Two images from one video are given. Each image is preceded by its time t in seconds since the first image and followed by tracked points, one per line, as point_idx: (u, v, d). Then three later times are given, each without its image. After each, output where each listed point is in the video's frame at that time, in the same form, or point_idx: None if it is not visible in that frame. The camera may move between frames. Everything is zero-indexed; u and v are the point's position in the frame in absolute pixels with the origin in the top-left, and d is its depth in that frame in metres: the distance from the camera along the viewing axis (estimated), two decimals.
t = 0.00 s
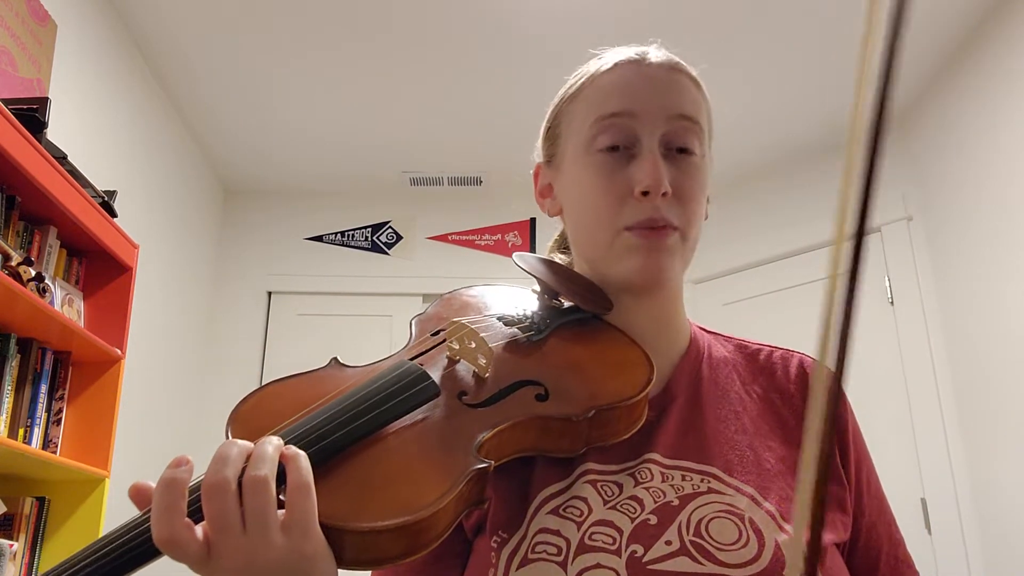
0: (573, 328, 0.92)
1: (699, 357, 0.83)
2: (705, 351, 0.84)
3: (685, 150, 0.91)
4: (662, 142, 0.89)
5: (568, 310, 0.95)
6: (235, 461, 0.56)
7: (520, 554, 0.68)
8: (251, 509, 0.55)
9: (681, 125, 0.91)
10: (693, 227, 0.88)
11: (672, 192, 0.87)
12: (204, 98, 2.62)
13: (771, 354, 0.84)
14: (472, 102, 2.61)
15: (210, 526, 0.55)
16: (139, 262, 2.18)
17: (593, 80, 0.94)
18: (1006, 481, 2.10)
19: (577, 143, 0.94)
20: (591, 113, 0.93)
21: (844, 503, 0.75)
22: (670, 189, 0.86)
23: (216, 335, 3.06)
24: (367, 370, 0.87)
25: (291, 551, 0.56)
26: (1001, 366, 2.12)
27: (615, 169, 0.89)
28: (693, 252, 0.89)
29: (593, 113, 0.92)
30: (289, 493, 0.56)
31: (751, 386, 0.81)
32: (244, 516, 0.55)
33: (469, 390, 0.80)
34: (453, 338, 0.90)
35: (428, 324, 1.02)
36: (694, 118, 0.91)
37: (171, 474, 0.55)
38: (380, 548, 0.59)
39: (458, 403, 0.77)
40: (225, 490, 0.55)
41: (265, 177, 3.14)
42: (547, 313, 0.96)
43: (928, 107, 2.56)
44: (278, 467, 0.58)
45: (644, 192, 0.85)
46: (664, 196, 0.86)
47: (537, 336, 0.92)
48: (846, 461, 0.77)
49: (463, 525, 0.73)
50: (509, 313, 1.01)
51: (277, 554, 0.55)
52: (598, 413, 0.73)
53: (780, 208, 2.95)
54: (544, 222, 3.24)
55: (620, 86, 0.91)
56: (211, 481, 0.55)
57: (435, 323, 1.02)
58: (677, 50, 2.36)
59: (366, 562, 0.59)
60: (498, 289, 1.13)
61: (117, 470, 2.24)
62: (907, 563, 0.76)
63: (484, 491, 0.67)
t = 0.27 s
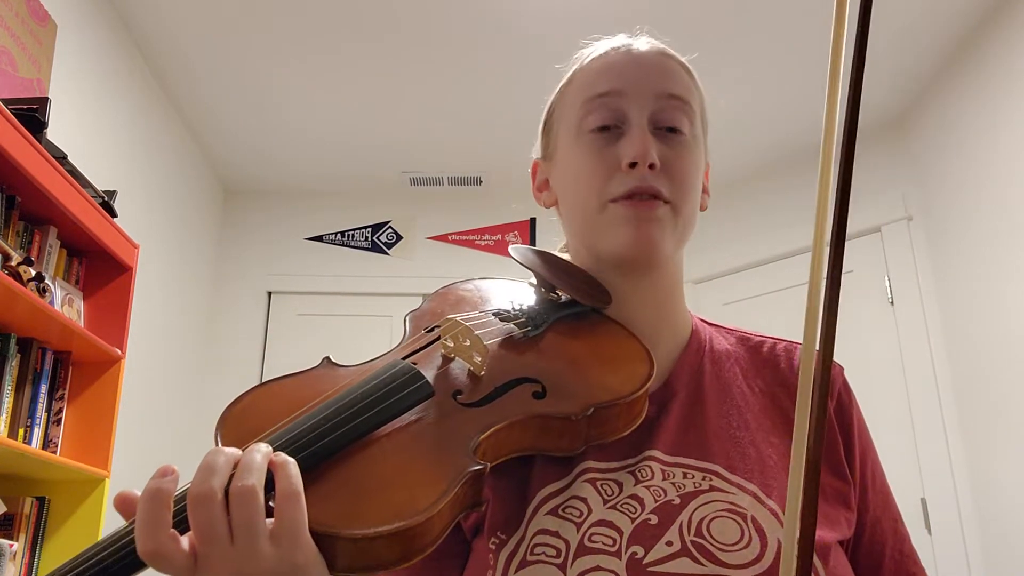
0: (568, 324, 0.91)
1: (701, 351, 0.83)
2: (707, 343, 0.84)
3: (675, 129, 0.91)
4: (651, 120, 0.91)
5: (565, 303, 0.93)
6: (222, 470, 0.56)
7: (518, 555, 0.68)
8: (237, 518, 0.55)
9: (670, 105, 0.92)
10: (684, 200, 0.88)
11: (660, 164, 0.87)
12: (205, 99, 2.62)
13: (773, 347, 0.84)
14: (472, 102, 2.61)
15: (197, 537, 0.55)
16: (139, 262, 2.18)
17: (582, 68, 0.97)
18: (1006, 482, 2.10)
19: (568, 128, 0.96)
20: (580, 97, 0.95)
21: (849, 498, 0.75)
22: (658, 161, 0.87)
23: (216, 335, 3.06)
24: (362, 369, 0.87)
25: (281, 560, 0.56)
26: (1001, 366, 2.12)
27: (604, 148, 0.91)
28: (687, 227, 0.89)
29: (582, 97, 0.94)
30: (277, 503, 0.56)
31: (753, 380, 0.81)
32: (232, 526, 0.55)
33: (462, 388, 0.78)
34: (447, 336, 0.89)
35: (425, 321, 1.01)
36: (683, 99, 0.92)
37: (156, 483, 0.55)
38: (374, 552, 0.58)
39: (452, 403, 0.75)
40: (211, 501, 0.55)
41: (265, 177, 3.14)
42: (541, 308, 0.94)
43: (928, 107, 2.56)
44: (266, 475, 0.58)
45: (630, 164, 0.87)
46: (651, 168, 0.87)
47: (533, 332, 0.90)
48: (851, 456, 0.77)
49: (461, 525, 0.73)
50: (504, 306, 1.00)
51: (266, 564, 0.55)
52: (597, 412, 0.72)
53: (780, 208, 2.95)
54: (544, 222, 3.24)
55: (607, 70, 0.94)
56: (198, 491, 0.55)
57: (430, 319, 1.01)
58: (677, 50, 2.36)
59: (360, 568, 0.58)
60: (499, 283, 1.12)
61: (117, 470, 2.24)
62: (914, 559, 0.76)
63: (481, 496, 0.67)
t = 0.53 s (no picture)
0: (566, 320, 0.91)
1: (704, 349, 0.83)
2: (710, 342, 0.84)
3: (677, 127, 0.91)
4: (653, 118, 0.91)
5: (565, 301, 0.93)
6: (210, 448, 0.54)
7: (520, 550, 0.68)
8: (223, 498, 0.54)
9: (673, 103, 0.92)
10: (687, 196, 0.88)
11: (662, 160, 0.87)
12: (205, 99, 2.62)
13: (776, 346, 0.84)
14: (472, 102, 2.61)
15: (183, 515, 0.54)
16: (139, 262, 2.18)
17: (585, 68, 0.97)
18: (1006, 482, 2.10)
19: (570, 127, 0.96)
20: (582, 96, 0.95)
21: (852, 497, 0.74)
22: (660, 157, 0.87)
23: (216, 335, 3.06)
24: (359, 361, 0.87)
25: (270, 541, 0.54)
26: (1000, 367, 2.13)
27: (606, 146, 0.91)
28: (691, 224, 0.89)
29: (584, 96, 0.95)
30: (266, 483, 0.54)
31: (755, 379, 0.81)
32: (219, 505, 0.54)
33: (458, 378, 0.78)
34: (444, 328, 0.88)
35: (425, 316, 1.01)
36: (686, 97, 0.93)
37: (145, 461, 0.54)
38: (363, 536, 0.56)
39: (448, 393, 0.74)
40: (197, 480, 0.53)
41: (265, 177, 3.14)
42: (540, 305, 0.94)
43: (928, 107, 2.56)
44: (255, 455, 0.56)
45: (632, 160, 0.87)
46: (653, 164, 0.87)
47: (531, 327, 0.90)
48: (853, 454, 0.77)
49: (464, 519, 0.74)
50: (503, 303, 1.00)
51: (255, 544, 0.54)
52: (593, 402, 0.73)
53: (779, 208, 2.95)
54: (544, 222, 3.24)
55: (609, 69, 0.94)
56: (184, 469, 0.53)
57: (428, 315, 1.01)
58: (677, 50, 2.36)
59: (348, 553, 0.57)
60: (500, 283, 1.12)
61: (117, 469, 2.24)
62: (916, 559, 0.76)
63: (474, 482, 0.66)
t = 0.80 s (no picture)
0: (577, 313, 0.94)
1: (708, 355, 0.82)
2: (713, 351, 0.83)
3: (678, 131, 0.91)
4: (654, 122, 0.91)
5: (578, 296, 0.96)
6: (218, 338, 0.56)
7: (530, 543, 0.68)
8: (224, 384, 0.55)
9: (674, 108, 0.92)
10: (688, 197, 0.87)
11: (662, 163, 0.87)
12: (204, 99, 2.62)
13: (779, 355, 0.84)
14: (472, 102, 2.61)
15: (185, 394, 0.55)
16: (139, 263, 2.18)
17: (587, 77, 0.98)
18: (1007, 483, 2.10)
19: (574, 134, 0.97)
20: (584, 103, 0.95)
21: (853, 502, 0.74)
22: (659, 160, 0.87)
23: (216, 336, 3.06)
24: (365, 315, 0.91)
25: (263, 435, 0.55)
26: (1000, 368, 2.13)
27: (608, 150, 0.91)
28: (694, 224, 0.88)
29: (586, 103, 0.95)
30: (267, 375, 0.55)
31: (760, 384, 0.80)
32: (220, 388, 0.55)
33: (460, 342, 0.88)
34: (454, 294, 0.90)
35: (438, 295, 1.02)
36: (687, 102, 0.92)
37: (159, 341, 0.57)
38: (354, 452, 0.65)
39: (454, 350, 0.86)
40: (203, 361, 0.55)
41: (265, 178, 3.14)
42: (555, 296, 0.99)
43: (927, 108, 2.56)
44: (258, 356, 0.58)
45: (633, 163, 0.87)
46: (652, 166, 0.87)
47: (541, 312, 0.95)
48: (854, 460, 0.77)
49: (473, 512, 0.72)
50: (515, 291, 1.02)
51: (248, 434, 0.55)
52: (591, 374, 0.77)
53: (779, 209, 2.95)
54: (544, 223, 3.24)
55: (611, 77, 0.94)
56: (192, 350, 0.55)
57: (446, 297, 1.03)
58: (677, 50, 2.37)
59: (337, 463, 0.65)
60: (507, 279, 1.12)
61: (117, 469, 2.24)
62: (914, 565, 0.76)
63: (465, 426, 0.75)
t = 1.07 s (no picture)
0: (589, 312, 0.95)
1: (715, 366, 0.83)
2: (721, 362, 0.84)
3: (665, 164, 0.85)
4: (637, 160, 0.83)
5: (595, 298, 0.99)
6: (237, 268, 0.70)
7: (553, 523, 0.68)
8: (236, 306, 0.67)
9: (659, 140, 0.85)
10: (679, 238, 0.83)
11: (648, 209, 0.83)
12: (203, 99, 2.61)
13: (785, 370, 0.85)
14: (472, 102, 2.61)
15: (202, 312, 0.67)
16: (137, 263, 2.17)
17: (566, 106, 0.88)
18: (1007, 483, 2.10)
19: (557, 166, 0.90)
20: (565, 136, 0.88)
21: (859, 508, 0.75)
22: (645, 206, 0.82)
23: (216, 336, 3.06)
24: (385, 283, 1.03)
25: (268, 354, 0.66)
26: (1001, 368, 2.12)
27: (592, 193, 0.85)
28: (689, 258, 0.85)
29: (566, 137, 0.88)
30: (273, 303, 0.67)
31: (767, 394, 0.81)
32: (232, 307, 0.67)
33: (472, 313, 0.93)
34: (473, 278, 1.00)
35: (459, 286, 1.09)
36: (673, 132, 0.86)
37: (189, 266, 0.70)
38: (356, 392, 0.73)
39: (463, 321, 0.91)
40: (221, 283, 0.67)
41: (265, 177, 3.14)
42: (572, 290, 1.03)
43: (927, 108, 2.56)
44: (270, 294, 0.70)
45: (617, 213, 0.82)
46: (638, 215, 0.82)
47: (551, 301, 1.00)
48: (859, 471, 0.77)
49: (488, 494, 0.73)
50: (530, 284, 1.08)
51: (253, 350, 0.66)
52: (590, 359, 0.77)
53: (779, 209, 2.96)
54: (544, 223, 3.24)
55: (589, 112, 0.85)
56: (214, 274, 0.68)
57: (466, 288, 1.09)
58: (677, 51, 2.37)
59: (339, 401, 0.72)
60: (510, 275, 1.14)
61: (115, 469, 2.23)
62: None
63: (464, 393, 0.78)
